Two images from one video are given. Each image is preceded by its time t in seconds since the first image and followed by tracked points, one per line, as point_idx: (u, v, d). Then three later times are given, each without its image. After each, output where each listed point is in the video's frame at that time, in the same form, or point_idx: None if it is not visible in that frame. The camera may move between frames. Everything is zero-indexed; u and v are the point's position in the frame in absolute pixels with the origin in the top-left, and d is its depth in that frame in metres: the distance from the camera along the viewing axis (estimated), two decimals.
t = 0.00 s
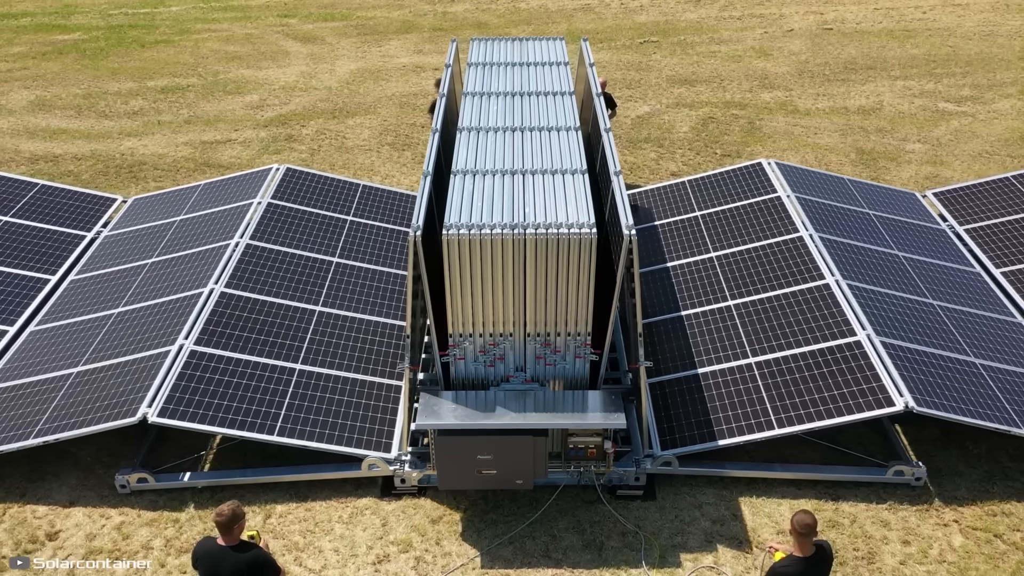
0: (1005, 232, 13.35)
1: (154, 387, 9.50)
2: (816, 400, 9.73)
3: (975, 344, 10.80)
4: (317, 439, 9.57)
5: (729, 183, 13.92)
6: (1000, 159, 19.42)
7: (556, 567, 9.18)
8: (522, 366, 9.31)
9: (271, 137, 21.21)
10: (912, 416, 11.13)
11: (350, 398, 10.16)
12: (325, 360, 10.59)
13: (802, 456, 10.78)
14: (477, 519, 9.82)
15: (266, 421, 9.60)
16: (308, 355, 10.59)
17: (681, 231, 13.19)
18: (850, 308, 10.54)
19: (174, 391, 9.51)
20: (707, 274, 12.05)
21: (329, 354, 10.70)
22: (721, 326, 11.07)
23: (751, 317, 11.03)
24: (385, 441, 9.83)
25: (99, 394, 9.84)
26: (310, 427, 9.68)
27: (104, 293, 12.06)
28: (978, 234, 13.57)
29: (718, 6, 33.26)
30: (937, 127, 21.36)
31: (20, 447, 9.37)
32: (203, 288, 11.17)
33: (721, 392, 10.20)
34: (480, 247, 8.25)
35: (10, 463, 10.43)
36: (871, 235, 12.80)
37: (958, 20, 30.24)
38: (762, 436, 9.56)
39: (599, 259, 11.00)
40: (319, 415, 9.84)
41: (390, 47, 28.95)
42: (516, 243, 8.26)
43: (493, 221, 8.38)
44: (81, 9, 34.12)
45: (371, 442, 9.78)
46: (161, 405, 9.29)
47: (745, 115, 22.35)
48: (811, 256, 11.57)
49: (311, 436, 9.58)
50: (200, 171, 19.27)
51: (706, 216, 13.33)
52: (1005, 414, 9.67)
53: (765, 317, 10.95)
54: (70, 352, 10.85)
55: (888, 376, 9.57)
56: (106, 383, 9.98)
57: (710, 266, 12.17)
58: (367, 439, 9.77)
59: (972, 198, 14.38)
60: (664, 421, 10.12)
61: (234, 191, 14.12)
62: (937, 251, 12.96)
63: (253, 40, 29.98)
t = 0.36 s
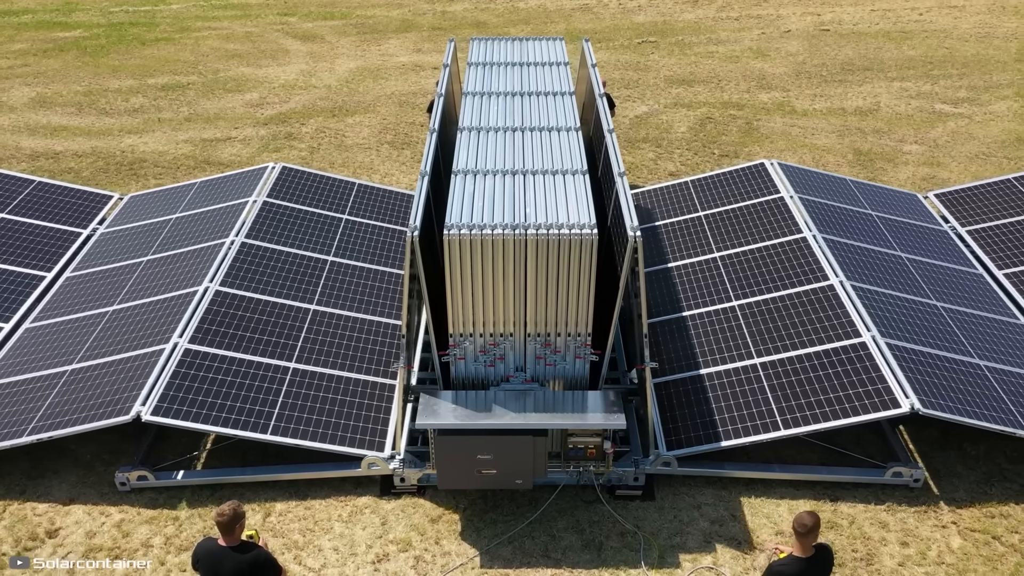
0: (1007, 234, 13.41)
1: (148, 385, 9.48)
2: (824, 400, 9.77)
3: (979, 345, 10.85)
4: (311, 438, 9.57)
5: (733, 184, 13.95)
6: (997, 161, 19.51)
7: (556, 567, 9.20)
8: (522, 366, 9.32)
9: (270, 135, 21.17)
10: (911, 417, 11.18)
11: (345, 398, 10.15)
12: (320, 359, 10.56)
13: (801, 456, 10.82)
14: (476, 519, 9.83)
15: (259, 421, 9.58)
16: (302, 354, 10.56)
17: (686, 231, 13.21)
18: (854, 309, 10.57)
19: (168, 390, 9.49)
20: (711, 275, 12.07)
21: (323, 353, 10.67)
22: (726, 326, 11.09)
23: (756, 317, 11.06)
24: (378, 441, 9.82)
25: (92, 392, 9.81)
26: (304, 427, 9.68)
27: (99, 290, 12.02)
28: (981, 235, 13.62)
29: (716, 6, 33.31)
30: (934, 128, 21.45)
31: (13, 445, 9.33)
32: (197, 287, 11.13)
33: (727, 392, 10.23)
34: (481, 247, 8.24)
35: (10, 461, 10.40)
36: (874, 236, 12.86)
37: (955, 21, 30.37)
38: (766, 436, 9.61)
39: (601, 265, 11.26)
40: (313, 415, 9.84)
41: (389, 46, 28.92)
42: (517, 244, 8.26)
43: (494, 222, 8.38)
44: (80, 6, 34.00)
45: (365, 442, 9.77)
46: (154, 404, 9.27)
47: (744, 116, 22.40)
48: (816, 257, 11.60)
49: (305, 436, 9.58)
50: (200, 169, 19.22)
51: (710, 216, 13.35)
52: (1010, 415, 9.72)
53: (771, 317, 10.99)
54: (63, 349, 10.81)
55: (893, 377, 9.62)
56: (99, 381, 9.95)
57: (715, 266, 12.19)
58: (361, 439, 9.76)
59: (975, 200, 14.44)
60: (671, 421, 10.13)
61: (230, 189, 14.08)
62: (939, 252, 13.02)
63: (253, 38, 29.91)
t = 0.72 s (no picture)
0: (1014, 233, 13.37)
1: (140, 384, 9.48)
2: (831, 400, 9.75)
3: (988, 344, 10.83)
4: (303, 438, 9.55)
5: (739, 184, 13.93)
6: (998, 161, 19.48)
7: (556, 567, 9.18)
8: (522, 366, 9.31)
9: (270, 136, 21.19)
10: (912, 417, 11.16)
11: (337, 398, 10.14)
12: (313, 360, 10.55)
13: (802, 456, 10.80)
14: (476, 519, 9.82)
15: (251, 421, 9.57)
16: (295, 354, 10.55)
17: (691, 231, 13.19)
18: (862, 307, 10.57)
19: (160, 390, 9.49)
20: (717, 275, 12.04)
21: (316, 354, 10.65)
22: (732, 326, 11.07)
23: (763, 317, 11.04)
24: (371, 441, 9.81)
25: (84, 392, 9.80)
26: (297, 427, 9.66)
27: (93, 291, 12.02)
28: (987, 235, 13.59)
29: (717, 6, 33.31)
30: (935, 128, 21.42)
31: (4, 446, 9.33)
32: (190, 287, 11.14)
33: (734, 392, 10.21)
34: (481, 246, 8.23)
35: (9, 461, 10.40)
36: (880, 236, 12.84)
37: (956, 21, 30.34)
38: (775, 436, 9.58)
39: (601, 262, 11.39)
40: (306, 414, 9.83)
41: (389, 47, 28.94)
42: (517, 243, 8.25)
43: (494, 222, 8.38)
44: (81, 7, 34.06)
45: (357, 442, 9.75)
46: (146, 404, 9.25)
47: (744, 116, 22.38)
48: (822, 256, 11.57)
49: (297, 436, 9.57)
50: (200, 169, 19.24)
51: (715, 216, 13.33)
52: (1019, 414, 9.69)
53: (778, 317, 10.97)
54: (56, 350, 10.81)
55: (902, 375, 9.59)
56: (91, 382, 9.95)
57: (721, 267, 12.16)
58: (353, 439, 9.75)
59: (981, 200, 14.41)
60: (680, 421, 10.11)
61: (224, 190, 14.09)
62: (946, 252, 13.00)
63: (253, 39, 29.93)
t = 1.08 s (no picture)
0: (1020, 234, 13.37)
1: (130, 383, 9.49)
2: (839, 400, 9.75)
3: (996, 345, 10.83)
4: (293, 438, 9.53)
5: (745, 184, 13.94)
6: (998, 161, 19.50)
7: (556, 567, 9.18)
8: (522, 366, 9.31)
9: (270, 136, 21.18)
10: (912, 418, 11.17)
11: (328, 397, 10.11)
12: (304, 359, 10.51)
13: (802, 457, 10.80)
14: (476, 519, 9.81)
15: (241, 420, 9.55)
16: (287, 354, 10.53)
17: (698, 231, 13.18)
18: (870, 308, 10.58)
19: (150, 389, 9.48)
20: (724, 275, 12.02)
21: (308, 353, 10.62)
22: (740, 326, 11.07)
23: (771, 317, 11.03)
24: (361, 441, 9.76)
25: (74, 391, 9.79)
26: (286, 426, 9.64)
27: (87, 290, 12.00)
28: (993, 236, 13.60)
29: (717, 7, 33.34)
30: (935, 129, 21.45)
31: None
32: (182, 287, 11.12)
33: (742, 392, 10.20)
34: (481, 246, 8.23)
35: (8, 461, 10.39)
36: (886, 237, 12.85)
37: (955, 22, 30.36)
38: (784, 436, 9.57)
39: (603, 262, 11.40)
40: (297, 414, 9.81)
41: (389, 47, 28.95)
42: (516, 242, 8.24)
43: (494, 221, 8.37)
44: (80, 7, 34.03)
45: (347, 441, 9.72)
46: (136, 403, 9.26)
47: (743, 116, 22.40)
48: (829, 257, 11.58)
49: (287, 436, 9.55)
50: (200, 169, 19.23)
51: (721, 217, 13.32)
52: None
53: (785, 317, 10.97)
54: (48, 349, 10.79)
55: (911, 376, 9.60)
56: (81, 381, 9.93)
57: (728, 267, 12.15)
58: (343, 439, 9.72)
59: (987, 201, 14.42)
60: (688, 421, 10.10)
61: (218, 189, 14.08)
62: (952, 253, 13.00)
63: (252, 39, 29.94)
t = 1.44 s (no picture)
0: None
1: (122, 383, 9.51)
2: (848, 400, 9.78)
3: (1003, 345, 10.85)
4: (285, 438, 9.56)
5: (750, 184, 13.94)
6: (997, 161, 19.53)
7: (556, 567, 9.19)
8: (522, 366, 9.32)
9: (270, 135, 21.18)
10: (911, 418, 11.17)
11: (320, 397, 10.13)
12: (297, 359, 10.51)
13: (801, 457, 10.81)
14: (476, 519, 9.83)
15: (233, 420, 9.57)
16: (279, 353, 10.52)
17: (704, 231, 13.16)
18: (877, 308, 10.60)
19: (142, 389, 9.51)
20: (731, 275, 12.01)
21: (300, 353, 10.61)
22: (748, 326, 11.05)
23: (777, 317, 11.03)
24: (352, 441, 9.78)
25: (67, 391, 9.81)
26: (277, 426, 9.66)
27: (80, 290, 11.99)
28: (999, 235, 13.61)
29: (717, 7, 33.36)
30: (934, 128, 21.48)
31: None
32: (175, 286, 11.12)
33: (750, 392, 10.21)
34: (481, 247, 8.23)
35: (9, 460, 10.41)
36: (893, 237, 12.85)
37: (955, 22, 30.38)
38: (792, 436, 9.59)
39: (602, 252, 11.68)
40: (288, 414, 9.83)
41: (389, 46, 28.96)
42: (517, 243, 8.25)
43: (494, 222, 8.38)
44: (80, 6, 34.00)
45: (339, 441, 9.74)
46: (128, 403, 9.29)
47: (744, 116, 22.41)
48: (836, 256, 11.59)
49: (279, 435, 9.57)
50: (200, 169, 19.24)
51: (727, 216, 13.31)
52: None
53: (792, 317, 10.97)
54: (41, 348, 10.80)
55: (918, 376, 9.61)
56: (73, 380, 9.95)
57: (734, 267, 12.14)
58: (335, 439, 9.74)
59: (993, 200, 14.43)
60: (697, 421, 10.10)
61: (212, 188, 14.07)
62: (958, 253, 13.01)
63: (252, 39, 29.93)
